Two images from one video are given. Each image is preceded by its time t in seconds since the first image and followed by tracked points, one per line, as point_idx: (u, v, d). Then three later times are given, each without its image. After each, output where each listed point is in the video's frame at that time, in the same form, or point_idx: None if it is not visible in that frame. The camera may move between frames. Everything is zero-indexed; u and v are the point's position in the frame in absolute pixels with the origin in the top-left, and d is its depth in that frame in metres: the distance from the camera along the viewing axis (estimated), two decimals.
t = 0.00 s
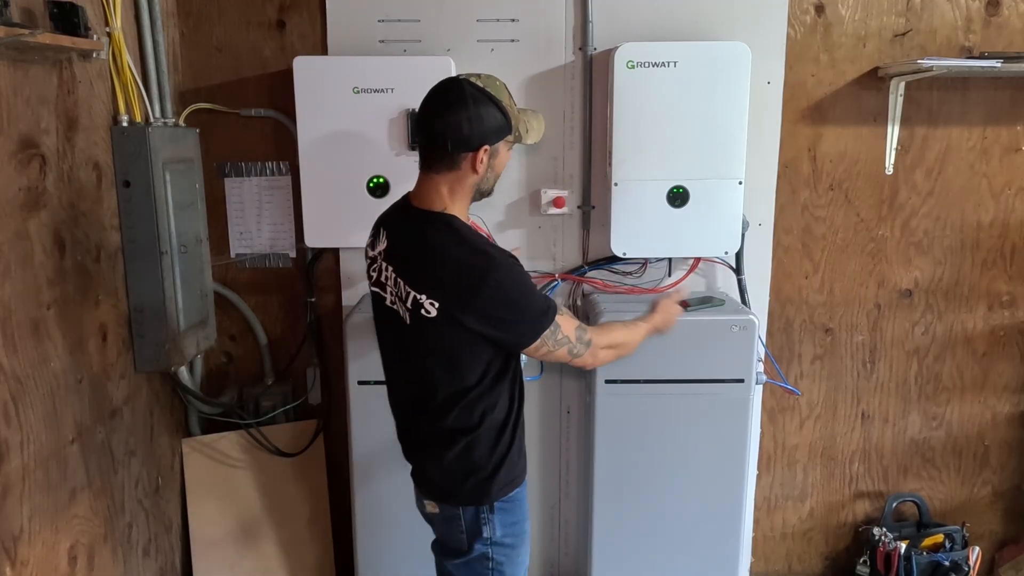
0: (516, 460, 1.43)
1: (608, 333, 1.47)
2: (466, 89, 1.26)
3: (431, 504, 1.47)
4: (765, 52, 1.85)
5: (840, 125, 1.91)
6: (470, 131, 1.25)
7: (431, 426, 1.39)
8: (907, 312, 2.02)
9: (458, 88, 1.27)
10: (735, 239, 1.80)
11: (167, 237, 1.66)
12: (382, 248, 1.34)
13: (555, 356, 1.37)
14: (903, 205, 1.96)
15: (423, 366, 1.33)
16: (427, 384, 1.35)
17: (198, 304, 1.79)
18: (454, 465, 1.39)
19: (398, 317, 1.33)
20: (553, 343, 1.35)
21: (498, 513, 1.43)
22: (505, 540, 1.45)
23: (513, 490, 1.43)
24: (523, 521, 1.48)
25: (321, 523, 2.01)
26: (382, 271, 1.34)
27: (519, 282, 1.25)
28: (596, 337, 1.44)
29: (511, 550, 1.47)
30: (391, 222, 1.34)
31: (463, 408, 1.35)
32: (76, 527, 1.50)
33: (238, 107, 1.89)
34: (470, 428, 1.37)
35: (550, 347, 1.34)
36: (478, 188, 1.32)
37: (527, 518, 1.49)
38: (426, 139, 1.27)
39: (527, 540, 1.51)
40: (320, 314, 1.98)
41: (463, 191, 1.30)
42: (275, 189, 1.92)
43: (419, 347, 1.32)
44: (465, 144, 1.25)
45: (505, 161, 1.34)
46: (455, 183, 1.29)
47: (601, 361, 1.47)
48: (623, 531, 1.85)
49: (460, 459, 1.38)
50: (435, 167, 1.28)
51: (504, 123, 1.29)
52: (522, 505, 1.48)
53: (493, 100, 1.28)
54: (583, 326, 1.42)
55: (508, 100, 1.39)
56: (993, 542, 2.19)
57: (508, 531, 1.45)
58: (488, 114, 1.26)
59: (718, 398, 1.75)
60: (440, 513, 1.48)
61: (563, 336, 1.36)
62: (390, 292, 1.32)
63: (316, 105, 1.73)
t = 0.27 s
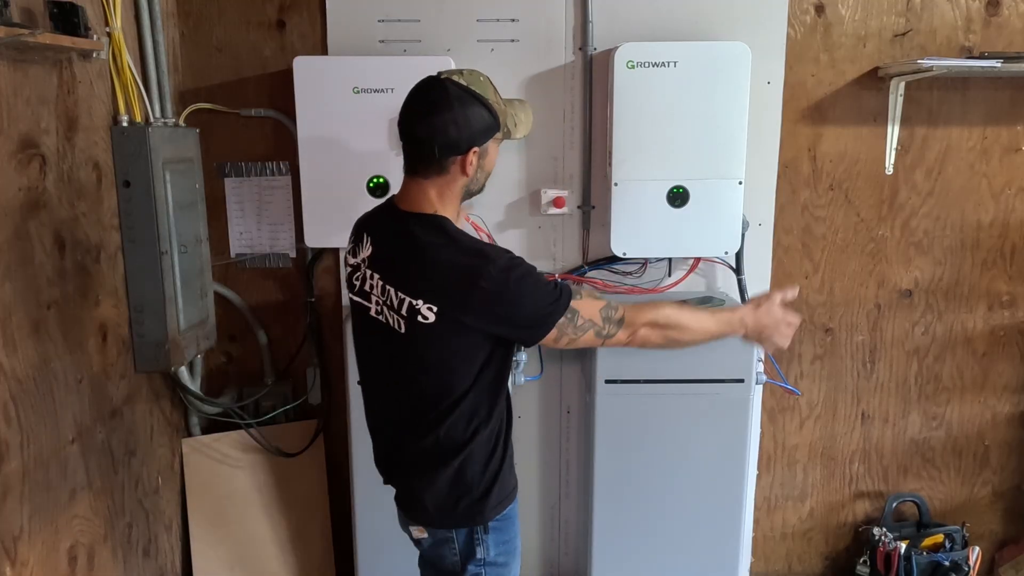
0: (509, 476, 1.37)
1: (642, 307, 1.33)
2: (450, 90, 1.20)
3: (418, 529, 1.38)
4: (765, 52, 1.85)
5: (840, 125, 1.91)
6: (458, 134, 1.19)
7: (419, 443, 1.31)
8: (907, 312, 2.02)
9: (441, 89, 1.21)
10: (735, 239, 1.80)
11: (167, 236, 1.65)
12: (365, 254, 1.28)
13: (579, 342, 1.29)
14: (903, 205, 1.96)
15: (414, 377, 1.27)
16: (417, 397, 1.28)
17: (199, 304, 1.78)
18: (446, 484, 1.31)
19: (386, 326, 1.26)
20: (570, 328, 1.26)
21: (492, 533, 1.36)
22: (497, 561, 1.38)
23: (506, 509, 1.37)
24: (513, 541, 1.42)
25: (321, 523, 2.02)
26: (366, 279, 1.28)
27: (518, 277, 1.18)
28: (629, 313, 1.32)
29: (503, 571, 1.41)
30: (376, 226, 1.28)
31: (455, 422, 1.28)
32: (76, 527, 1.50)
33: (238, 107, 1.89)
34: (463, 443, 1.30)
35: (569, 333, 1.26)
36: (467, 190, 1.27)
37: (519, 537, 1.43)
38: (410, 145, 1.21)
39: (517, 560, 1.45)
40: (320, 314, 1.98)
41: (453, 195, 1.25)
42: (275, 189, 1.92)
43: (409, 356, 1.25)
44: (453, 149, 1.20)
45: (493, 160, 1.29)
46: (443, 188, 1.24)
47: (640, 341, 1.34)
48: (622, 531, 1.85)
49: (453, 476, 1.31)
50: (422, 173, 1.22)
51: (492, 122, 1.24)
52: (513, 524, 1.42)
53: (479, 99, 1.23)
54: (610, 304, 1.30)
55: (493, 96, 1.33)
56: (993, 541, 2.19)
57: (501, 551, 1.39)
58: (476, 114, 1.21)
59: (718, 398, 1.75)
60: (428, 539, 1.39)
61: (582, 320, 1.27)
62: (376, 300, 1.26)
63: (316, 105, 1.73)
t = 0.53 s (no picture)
0: (513, 481, 1.37)
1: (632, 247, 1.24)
2: (420, 90, 1.19)
3: (422, 538, 1.38)
4: (765, 52, 1.85)
5: (840, 125, 1.91)
6: (427, 135, 1.18)
7: (421, 451, 1.31)
8: (907, 312, 2.02)
9: (414, 88, 1.20)
10: (735, 239, 1.80)
11: (167, 236, 1.66)
12: (352, 263, 1.27)
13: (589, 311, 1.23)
14: (903, 205, 1.96)
15: (411, 385, 1.27)
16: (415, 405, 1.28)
17: (198, 304, 1.79)
18: (449, 493, 1.31)
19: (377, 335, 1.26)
20: (572, 306, 1.21)
21: (497, 540, 1.36)
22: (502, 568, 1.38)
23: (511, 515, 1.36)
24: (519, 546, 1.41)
25: (321, 523, 2.02)
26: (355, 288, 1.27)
27: (501, 275, 1.14)
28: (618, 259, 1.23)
29: None
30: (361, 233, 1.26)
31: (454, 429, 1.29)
32: (76, 526, 1.50)
33: (238, 107, 1.89)
34: (464, 450, 1.30)
35: (574, 310, 1.22)
36: (451, 193, 1.25)
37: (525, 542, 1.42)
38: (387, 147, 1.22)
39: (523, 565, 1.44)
40: (319, 314, 1.98)
41: (433, 199, 1.23)
42: (275, 189, 1.92)
43: (403, 364, 1.25)
44: (427, 148, 1.18)
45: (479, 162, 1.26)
46: (422, 192, 1.23)
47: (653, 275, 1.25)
48: (622, 531, 1.85)
49: (457, 483, 1.30)
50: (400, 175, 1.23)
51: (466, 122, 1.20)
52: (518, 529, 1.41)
53: (452, 97, 1.20)
54: (601, 263, 1.23)
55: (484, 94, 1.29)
56: (993, 541, 2.19)
57: (507, 557, 1.38)
58: (446, 113, 1.18)
59: (718, 398, 1.75)
60: (433, 547, 1.39)
61: (580, 294, 1.21)
62: (365, 310, 1.25)
63: (316, 105, 1.73)
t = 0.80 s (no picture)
0: (511, 488, 1.33)
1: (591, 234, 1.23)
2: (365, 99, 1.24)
3: (417, 543, 1.37)
4: (765, 52, 1.85)
5: (840, 125, 1.91)
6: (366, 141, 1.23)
7: (412, 455, 1.30)
8: (907, 312, 2.02)
9: (371, 89, 1.24)
10: (736, 239, 1.80)
11: (167, 236, 1.65)
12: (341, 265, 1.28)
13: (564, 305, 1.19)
14: (903, 205, 1.96)
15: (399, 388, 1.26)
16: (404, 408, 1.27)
17: (198, 304, 1.79)
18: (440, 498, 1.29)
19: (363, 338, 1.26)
20: (551, 301, 1.18)
21: (493, 547, 1.33)
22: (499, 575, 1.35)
23: (508, 521, 1.33)
24: (518, 552, 1.38)
25: (321, 523, 2.02)
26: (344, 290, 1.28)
27: (470, 273, 1.12)
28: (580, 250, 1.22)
29: None
30: (349, 236, 1.28)
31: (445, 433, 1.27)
32: (76, 526, 1.50)
33: (238, 107, 1.89)
34: (456, 455, 1.28)
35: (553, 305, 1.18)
36: (410, 202, 1.22)
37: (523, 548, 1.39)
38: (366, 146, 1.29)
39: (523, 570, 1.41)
40: (319, 313, 1.98)
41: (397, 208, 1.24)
42: (275, 189, 1.92)
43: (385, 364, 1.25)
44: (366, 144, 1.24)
45: (428, 168, 1.19)
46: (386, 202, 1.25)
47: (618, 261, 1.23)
48: (623, 532, 1.84)
49: (451, 487, 1.28)
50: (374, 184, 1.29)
51: (393, 124, 1.18)
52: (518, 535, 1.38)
53: (382, 103, 1.20)
54: (566, 258, 1.20)
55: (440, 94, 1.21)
56: (993, 541, 2.18)
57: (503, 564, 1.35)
58: (376, 118, 1.20)
59: (718, 398, 1.75)
60: (429, 552, 1.38)
61: (558, 287, 1.17)
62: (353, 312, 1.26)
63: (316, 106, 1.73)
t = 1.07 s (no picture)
0: (487, 498, 1.28)
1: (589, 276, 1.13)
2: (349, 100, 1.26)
3: (391, 543, 1.35)
4: (765, 52, 1.85)
5: (840, 125, 1.91)
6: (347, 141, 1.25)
7: (384, 454, 1.29)
8: (907, 312, 2.02)
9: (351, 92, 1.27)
10: (736, 239, 1.80)
11: (167, 236, 1.65)
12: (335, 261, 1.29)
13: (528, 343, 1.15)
14: (903, 205, 1.96)
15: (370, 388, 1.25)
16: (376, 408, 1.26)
17: (198, 304, 1.79)
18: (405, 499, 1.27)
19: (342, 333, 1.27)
20: (508, 336, 1.14)
21: (461, 555, 1.29)
22: None
23: (479, 530, 1.28)
24: (493, 563, 1.33)
25: (320, 524, 2.02)
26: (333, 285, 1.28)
27: (434, 283, 1.11)
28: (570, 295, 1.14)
29: None
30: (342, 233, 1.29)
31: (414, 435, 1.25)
32: (76, 527, 1.50)
33: (238, 107, 1.89)
34: (425, 461, 1.25)
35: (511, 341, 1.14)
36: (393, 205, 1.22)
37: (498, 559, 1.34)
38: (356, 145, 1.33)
39: None
40: (319, 314, 1.98)
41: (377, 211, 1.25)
42: (275, 189, 1.92)
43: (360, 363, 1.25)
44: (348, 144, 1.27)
45: (406, 171, 1.20)
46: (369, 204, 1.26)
47: (603, 316, 1.14)
48: (623, 532, 1.85)
49: (419, 489, 1.26)
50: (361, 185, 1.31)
51: (369, 127, 1.20)
52: (494, 546, 1.32)
53: (360, 106, 1.22)
54: (548, 297, 1.15)
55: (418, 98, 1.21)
56: (993, 541, 2.18)
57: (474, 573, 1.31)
58: (354, 120, 1.23)
59: (718, 398, 1.75)
60: (401, 553, 1.35)
61: (518, 325, 1.13)
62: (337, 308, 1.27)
63: (316, 106, 1.73)
